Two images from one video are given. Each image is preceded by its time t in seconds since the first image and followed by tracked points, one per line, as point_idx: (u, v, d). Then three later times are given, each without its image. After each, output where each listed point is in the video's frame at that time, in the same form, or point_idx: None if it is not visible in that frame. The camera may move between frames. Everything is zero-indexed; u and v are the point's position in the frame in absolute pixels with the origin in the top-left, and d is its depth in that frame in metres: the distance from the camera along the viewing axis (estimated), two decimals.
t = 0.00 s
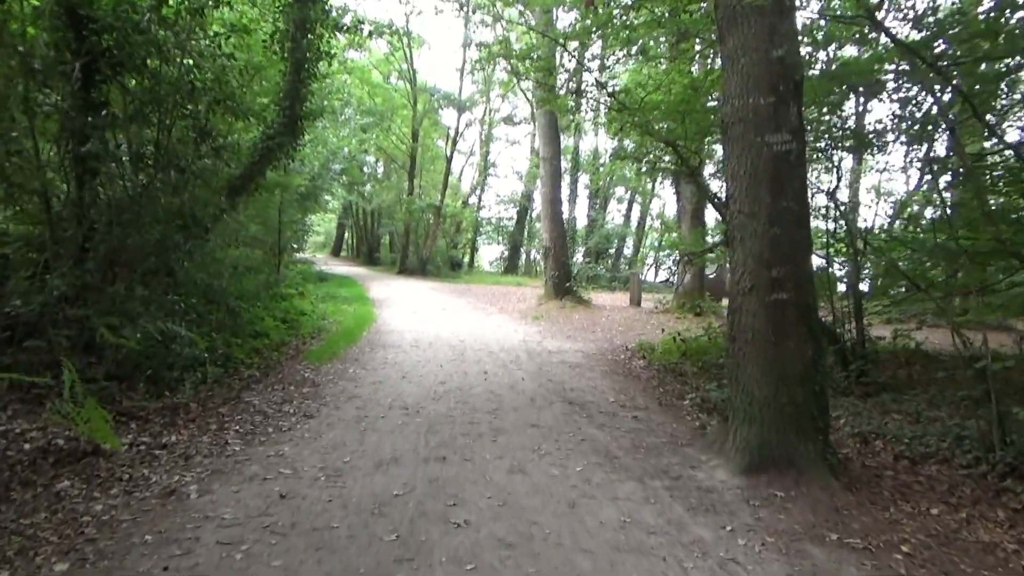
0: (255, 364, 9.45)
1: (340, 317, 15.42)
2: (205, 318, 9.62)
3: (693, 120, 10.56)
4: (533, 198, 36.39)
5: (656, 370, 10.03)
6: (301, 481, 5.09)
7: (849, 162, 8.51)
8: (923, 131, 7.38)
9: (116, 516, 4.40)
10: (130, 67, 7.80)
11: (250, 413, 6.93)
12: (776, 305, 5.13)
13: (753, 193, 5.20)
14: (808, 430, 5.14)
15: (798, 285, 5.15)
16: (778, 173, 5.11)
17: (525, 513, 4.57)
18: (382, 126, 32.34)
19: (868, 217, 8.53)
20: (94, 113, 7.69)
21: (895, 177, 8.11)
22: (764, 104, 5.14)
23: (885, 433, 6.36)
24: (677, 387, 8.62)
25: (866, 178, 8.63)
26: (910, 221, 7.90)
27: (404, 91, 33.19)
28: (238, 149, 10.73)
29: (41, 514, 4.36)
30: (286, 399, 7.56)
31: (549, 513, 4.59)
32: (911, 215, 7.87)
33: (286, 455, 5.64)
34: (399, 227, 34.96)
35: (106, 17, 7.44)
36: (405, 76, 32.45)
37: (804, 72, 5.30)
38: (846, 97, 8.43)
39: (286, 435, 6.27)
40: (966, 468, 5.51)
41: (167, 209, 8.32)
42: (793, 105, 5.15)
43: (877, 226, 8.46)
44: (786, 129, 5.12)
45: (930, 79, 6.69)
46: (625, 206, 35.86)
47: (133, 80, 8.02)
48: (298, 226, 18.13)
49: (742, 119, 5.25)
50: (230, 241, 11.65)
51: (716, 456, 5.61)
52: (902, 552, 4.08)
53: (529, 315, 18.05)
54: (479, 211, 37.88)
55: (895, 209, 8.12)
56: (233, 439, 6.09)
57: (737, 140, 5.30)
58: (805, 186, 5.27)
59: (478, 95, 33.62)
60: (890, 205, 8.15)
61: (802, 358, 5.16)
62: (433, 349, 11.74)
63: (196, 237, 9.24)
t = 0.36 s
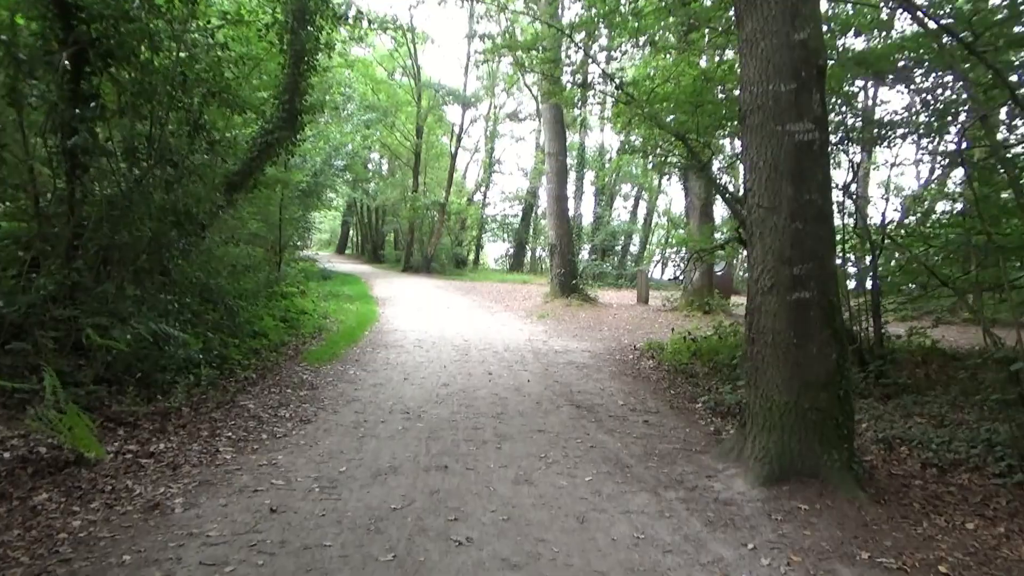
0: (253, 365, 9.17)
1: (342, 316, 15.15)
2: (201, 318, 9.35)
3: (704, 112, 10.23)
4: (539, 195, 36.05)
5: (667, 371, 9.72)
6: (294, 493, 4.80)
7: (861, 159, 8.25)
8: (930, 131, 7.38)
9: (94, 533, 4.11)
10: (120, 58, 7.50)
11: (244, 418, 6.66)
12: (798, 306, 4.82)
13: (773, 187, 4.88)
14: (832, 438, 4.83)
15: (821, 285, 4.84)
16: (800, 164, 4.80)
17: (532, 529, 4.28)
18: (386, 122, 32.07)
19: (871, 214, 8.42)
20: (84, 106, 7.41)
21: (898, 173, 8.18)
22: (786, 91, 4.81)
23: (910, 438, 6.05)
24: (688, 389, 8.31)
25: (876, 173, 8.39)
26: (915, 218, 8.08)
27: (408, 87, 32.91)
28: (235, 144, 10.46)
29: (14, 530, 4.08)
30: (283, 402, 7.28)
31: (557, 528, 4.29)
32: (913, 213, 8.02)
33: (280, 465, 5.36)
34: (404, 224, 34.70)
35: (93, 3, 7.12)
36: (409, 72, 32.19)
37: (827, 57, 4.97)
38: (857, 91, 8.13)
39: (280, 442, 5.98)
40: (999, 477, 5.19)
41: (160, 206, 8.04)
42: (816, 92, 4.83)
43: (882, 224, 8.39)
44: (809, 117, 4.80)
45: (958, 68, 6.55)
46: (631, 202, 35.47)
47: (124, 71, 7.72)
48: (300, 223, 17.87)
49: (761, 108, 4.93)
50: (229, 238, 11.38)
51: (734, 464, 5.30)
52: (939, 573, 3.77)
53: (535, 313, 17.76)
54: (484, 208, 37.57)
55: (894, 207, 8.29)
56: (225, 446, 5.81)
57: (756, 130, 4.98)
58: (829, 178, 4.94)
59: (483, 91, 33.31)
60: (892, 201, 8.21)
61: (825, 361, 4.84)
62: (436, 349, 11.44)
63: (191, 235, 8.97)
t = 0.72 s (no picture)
0: (251, 366, 8.92)
1: (348, 314, 14.92)
2: (199, 318, 9.12)
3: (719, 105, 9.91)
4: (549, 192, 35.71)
5: (679, 373, 9.39)
6: (284, 506, 4.53)
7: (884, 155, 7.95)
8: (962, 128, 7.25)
9: (68, 552, 3.85)
10: (113, 50, 7.21)
11: (239, 422, 6.40)
12: (823, 311, 4.51)
13: (796, 183, 4.56)
14: (858, 452, 4.52)
15: (849, 288, 4.52)
16: (825, 159, 4.47)
17: (536, 550, 3.99)
18: (395, 118, 31.84)
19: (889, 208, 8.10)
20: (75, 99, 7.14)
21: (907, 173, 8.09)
22: (810, 80, 4.49)
23: (939, 451, 5.72)
24: (702, 394, 8.00)
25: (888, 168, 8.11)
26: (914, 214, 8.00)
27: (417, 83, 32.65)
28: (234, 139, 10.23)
29: None
30: (280, 406, 7.02)
31: (562, 549, 4.00)
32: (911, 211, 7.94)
33: (271, 474, 5.09)
34: (413, 220, 34.46)
35: None
36: (418, 67, 31.93)
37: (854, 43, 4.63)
38: (872, 86, 7.84)
39: (274, 449, 5.71)
40: None
41: (155, 201, 7.80)
42: (843, 81, 4.49)
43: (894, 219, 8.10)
44: (835, 108, 4.47)
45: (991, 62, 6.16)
46: (642, 199, 35.06)
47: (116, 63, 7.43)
48: (306, 220, 17.64)
49: (784, 98, 4.61)
50: (230, 235, 11.14)
51: (752, 478, 5.00)
52: None
53: (544, 311, 17.46)
54: (493, 204, 37.26)
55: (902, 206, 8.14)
56: (216, 453, 5.55)
57: (778, 122, 4.66)
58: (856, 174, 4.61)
59: (492, 86, 33.01)
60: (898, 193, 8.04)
61: (852, 370, 4.52)
62: (442, 349, 11.16)
63: (189, 232, 8.72)
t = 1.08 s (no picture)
0: (249, 370, 8.65)
1: (350, 316, 14.65)
2: (196, 320, 8.85)
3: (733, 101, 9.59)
4: (555, 193, 35.44)
5: (690, 380, 9.08)
6: (274, 524, 4.24)
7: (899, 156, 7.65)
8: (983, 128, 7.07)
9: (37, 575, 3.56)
10: (106, 42, 6.93)
11: (231, 430, 6.12)
12: (852, 318, 4.19)
13: (823, 180, 4.25)
14: (889, 470, 4.21)
15: (879, 293, 4.21)
16: (855, 154, 4.17)
17: None
18: (402, 118, 31.61)
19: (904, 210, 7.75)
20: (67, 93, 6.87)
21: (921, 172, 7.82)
22: (838, 69, 4.19)
23: (970, 467, 5.39)
24: (715, 403, 7.69)
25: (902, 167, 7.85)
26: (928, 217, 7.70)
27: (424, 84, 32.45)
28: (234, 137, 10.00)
29: None
30: (276, 413, 6.74)
31: (571, 575, 3.70)
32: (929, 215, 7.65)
33: (262, 488, 4.80)
34: (419, 221, 34.22)
35: None
36: (425, 68, 31.73)
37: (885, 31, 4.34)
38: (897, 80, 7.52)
39: (267, 460, 5.42)
40: None
41: (150, 199, 7.54)
42: (873, 72, 4.20)
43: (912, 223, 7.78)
44: (865, 100, 4.18)
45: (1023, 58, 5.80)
46: (650, 201, 34.72)
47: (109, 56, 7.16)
48: (310, 220, 17.39)
49: (810, 89, 4.31)
50: (230, 235, 10.90)
51: (773, 496, 4.69)
52: None
53: (550, 314, 17.16)
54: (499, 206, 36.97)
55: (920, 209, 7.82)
56: (206, 464, 5.26)
57: (804, 115, 4.36)
58: (887, 172, 4.31)
59: (499, 87, 32.76)
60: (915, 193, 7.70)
61: (882, 381, 4.21)
62: (445, 354, 10.89)
63: (186, 231, 8.45)
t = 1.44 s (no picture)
0: (232, 376, 8.32)
1: (340, 318, 14.32)
2: (177, 324, 8.51)
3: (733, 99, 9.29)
4: (548, 194, 35.18)
5: (690, 386, 8.81)
6: (251, 550, 3.93)
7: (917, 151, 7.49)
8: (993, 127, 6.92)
9: None
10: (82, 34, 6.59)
11: (210, 442, 5.79)
12: (874, 327, 3.92)
13: (843, 179, 3.98)
14: (911, 489, 3.93)
15: (902, 300, 3.94)
16: (877, 152, 3.90)
17: None
18: (393, 118, 31.25)
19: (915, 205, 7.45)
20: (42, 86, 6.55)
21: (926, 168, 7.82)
22: (860, 61, 3.92)
23: (989, 481, 5.13)
24: (717, 410, 7.42)
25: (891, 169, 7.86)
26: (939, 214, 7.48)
27: (416, 83, 32.17)
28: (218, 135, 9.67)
29: None
30: (258, 423, 6.41)
31: None
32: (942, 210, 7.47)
33: (240, 508, 4.48)
34: (410, 222, 33.86)
35: None
36: (417, 67, 31.45)
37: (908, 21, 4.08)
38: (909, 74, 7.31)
39: (247, 476, 5.10)
40: None
41: (128, 199, 7.21)
42: (897, 65, 3.93)
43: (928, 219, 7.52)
44: (889, 94, 3.91)
45: None
46: (643, 202, 34.48)
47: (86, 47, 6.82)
48: (299, 220, 17.05)
49: (829, 83, 4.04)
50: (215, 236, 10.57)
51: (786, 515, 4.41)
52: None
53: (543, 317, 16.87)
54: (491, 206, 36.68)
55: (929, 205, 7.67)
56: (181, 481, 4.94)
57: (822, 110, 4.09)
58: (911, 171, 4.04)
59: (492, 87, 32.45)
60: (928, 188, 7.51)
61: (905, 395, 3.93)
62: (437, 358, 10.57)
63: (168, 232, 8.13)
